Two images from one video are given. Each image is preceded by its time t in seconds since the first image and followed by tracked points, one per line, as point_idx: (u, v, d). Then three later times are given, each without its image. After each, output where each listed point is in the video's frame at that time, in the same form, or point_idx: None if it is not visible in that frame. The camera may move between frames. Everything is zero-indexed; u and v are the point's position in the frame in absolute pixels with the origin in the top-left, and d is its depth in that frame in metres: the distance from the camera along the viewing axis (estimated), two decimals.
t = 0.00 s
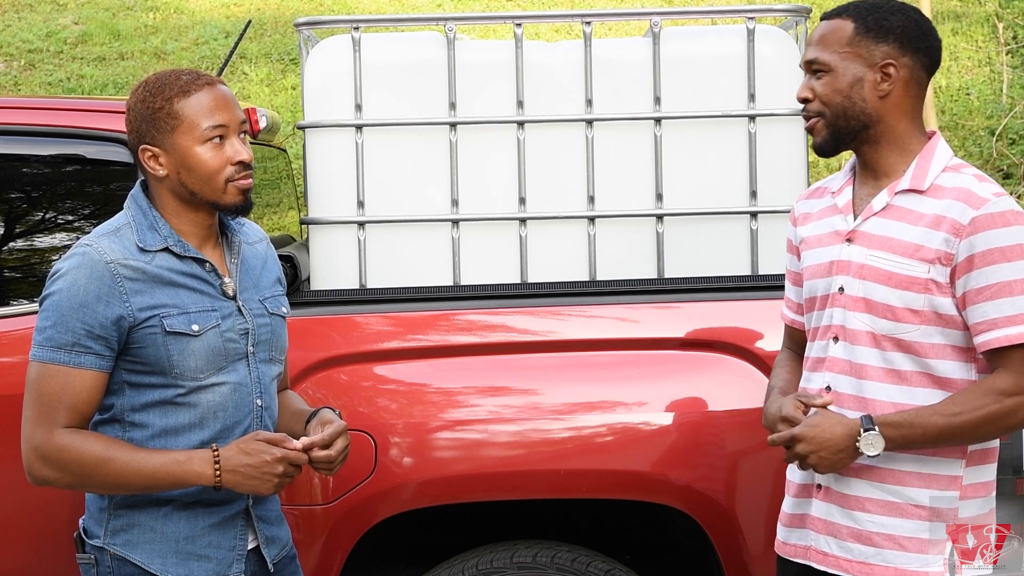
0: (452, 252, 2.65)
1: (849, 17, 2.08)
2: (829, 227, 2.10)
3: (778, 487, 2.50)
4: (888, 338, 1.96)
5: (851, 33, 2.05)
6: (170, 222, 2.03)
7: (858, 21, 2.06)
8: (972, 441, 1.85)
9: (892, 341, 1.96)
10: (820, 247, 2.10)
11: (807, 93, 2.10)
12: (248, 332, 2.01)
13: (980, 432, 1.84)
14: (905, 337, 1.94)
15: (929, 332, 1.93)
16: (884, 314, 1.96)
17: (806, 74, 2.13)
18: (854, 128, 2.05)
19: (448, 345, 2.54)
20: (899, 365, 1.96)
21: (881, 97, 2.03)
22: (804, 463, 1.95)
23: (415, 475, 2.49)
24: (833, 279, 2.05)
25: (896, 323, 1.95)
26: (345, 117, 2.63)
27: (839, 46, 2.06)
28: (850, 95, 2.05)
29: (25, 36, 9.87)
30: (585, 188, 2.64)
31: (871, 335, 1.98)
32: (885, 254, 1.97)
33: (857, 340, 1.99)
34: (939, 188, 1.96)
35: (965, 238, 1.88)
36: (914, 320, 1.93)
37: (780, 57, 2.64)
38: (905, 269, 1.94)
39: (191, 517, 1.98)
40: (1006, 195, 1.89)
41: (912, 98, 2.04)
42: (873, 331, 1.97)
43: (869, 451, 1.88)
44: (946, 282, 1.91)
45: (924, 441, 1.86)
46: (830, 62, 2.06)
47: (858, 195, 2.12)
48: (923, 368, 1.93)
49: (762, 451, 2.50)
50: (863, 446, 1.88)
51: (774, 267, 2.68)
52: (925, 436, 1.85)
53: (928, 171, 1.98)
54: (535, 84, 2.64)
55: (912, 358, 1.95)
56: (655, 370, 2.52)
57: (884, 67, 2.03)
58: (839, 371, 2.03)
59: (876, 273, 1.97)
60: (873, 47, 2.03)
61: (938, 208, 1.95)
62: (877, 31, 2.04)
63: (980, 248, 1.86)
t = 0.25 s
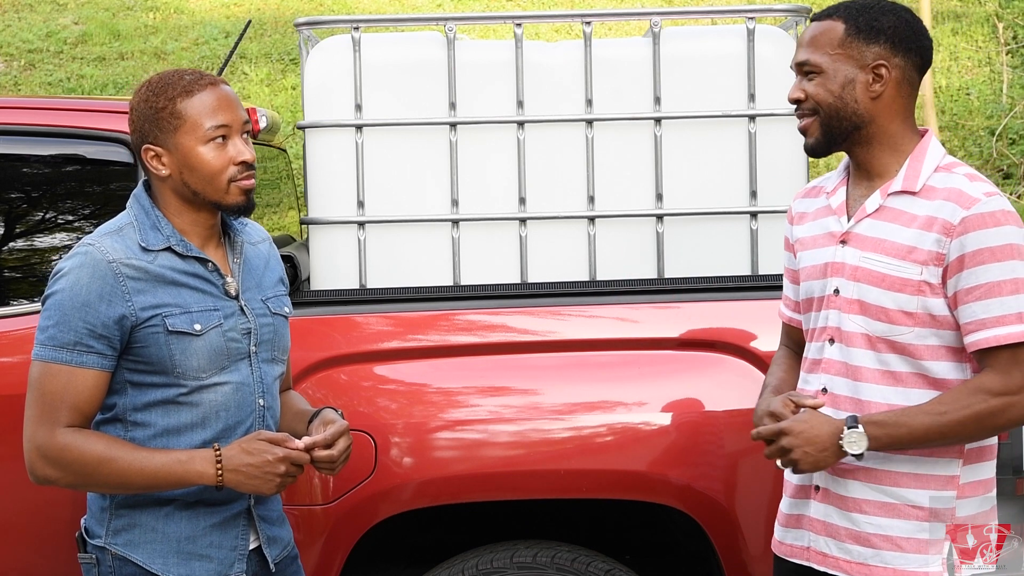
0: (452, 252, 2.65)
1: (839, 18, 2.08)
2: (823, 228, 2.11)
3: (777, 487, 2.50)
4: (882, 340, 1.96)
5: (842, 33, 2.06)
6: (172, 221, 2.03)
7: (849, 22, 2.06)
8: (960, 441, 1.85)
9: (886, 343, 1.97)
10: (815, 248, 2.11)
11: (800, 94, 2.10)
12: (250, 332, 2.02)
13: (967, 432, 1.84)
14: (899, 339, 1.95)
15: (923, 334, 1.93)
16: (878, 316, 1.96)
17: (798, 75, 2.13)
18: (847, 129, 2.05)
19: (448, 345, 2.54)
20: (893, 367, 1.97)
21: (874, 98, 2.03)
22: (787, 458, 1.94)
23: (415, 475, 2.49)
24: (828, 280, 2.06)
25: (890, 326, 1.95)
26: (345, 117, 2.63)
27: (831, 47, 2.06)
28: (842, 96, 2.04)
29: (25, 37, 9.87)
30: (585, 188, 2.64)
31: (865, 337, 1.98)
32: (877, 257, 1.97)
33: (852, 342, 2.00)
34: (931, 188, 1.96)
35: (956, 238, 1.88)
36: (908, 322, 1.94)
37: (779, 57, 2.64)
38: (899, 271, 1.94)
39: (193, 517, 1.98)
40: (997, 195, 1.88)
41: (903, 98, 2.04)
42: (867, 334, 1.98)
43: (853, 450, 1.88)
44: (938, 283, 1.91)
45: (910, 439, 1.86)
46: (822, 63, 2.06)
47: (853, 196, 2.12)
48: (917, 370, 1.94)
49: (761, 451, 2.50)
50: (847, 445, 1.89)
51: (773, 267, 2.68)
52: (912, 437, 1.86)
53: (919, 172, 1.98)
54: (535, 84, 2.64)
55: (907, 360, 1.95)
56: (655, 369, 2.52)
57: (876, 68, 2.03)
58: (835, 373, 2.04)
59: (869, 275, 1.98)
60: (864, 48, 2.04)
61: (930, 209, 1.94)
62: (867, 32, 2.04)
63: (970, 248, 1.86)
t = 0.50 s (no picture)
0: (452, 252, 2.65)
1: (839, 19, 2.08)
2: (820, 229, 2.10)
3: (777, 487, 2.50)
4: (878, 341, 1.96)
5: (843, 35, 2.05)
6: (172, 215, 2.02)
7: (850, 23, 2.06)
8: (955, 442, 1.85)
9: (882, 344, 1.96)
10: (812, 249, 2.10)
11: (800, 95, 2.09)
12: (252, 333, 2.01)
13: (960, 432, 1.84)
14: (895, 340, 1.94)
15: (919, 335, 1.93)
16: (874, 317, 1.96)
17: (798, 76, 2.12)
18: (848, 129, 2.04)
19: (448, 345, 2.53)
20: (889, 368, 1.96)
21: (874, 99, 2.03)
22: (781, 456, 1.93)
23: (415, 476, 2.49)
24: (824, 281, 2.05)
25: (887, 327, 1.94)
26: (345, 117, 2.63)
27: (832, 48, 2.06)
28: (844, 96, 2.04)
29: (25, 37, 9.87)
30: (585, 188, 2.64)
31: (860, 338, 1.98)
32: (876, 258, 1.97)
33: (847, 342, 1.99)
34: (930, 189, 1.96)
35: (954, 240, 1.88)
36: (904, 323, 1.93)
37: (779, 57, 2.64)
38: (896, 272, 1.94)
39: (195, 516, 1.97)
40: (995, 198, 1.89)
41: (902, 100, 2.04)
42: (863, 334, 1.97)
43: (849, 451, 1.89)
44: (935, 284, 1.91)
45: (902, 438, 1.87)
46: (822, 64, 2.06)
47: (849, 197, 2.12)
48: (913, 371, 1.93)
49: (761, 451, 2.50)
50: (843, 446, 1.89)
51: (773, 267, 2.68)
52: (907, 437, 1.86)
53: (918, 173, 1.98)
54: (535, 84, 2.64)
55: (902, 360, 1.95)
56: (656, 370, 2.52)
57: (877, 69, 2.03)
58: (829, 373, 2.03)
59: (867, 275, 1.97)
60: (864, 49, 2.04)
61: (928, 210, 1.94)
62: (868, 33, 2.04)
63: (969, 250, 1.86)
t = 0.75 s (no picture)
0: (452, 253, 2.65)
1: (838, 18, 2.08)
2: (816, 232, 2.09)
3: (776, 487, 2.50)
4: (875, 346, 1.96)
5: (842, 32, 2.06)
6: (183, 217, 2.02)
7: (848, 22, 2.06)
8: (951, 444, 1.86)
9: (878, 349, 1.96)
10: (807, 252, 2.09)
11: (800, 94, 2.08)
12: (260, 333, 2.01)
13: (957, 435, 1.84)
14: (891, 344, 1.94)
15: (915, 339, 1.92)
16: (872, 321, 1.95)
17: (797, 76, 2.12)
18: (849, 127, 2.04)
19: (447, 346, 2.53)
20: (885, 371, 1.96)
21: (874, 96, 2.03)
22: (779, 457, 1.93)
23: (415, 476, 2.49)
24: (820, 284, 2.04)
25: (884, 331, 1.94)
26: (345, 117, 2.63)
27: (832, 47, 2.06)
28: (845, 94, 2.04)
29: (23, 38, 9.86)
30: (585, 188, 2.64)
31: (858, 342, 1.97)
32: (874, 262, 1.97)
33: (844, 346, 1.99)
34: (927, 195, 1.96)
35: (954, 244, 1.88)
36: (901, 328, 1.93)
37: (779, 57, 2.64)
38: (895, 276, 1.93)
39: (202, 516, 1.97)
40: (994, 203, 1.89)
41: (902, 99, 2.04)
42: (860, 338, 1.97)
43: (846, 451, 1.89)
44: (933, 289, 1.91)
45: (898, 441, 1.87)
46: (822, 62, 2.06)
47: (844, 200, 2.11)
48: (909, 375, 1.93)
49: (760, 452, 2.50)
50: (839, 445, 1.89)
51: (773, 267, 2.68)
52: (904, 439, 1.86)
53: (916, 177, 1.98)
54: (533, 85, 2.64)
55: (899, 364, 1.95)
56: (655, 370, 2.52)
57: (877, 67, 2.03)
58: (826, 376, 2.03)
59: (865, 279, 1.97)
60: (864, 47, 2.04)
61: (926, 215, 1.94)
62: (868, 31, 2.04)
63: (968, 254, 1.85)
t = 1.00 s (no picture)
0: (448, 255, 2.65)
1: (834, 19, 2.06)
2: (811, 234, 2.07)
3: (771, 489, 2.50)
4: (873, 347, 1.94)
5: (841, 33, 2.04)
6: (202, 221, 2.02)
7: (845, 22, 2.04)
8: (948, 441, 1.84)
9: (875, 350, 1.95)
10: (802, 254, 2.08)
11: (801, 96, 2.05)
12: (278, 334, 2.00)
13: (957, 432, 1.83)
14: (889, 346, 1.93)
15: (913, 341, 1.91)
16: (869, 322, 1.94)
17: (793, 78, 2.09)
18: (851, 128, 2.02)
19: (444, 347, 2.53)
20: (882, 373, 1.95)
21: (876, 96, 2.02)
22: (777, 447, 1.89)
23: (411, 478, 2.49)
24: (816, 286, 2.03)
25: (881, 332, 1.93)
26: (341, 120, 2.64)
27: (830, 47, 2.04)
28: (846, 95, 2.02)
29: (20, 40, 9.86)
30: (581, 190, 2.64)
31: (855, 343, 1.96)
32: (871, 263, 1.95)
33: (841, 348, 1.97)
34: (924, 195, 1.95)
35: (951, 244, 1.87)
36: (899, 329, 1.92)
37: (776, 59, 2.64)
38: (892, 278, 1.92)
39: (219, 516, 1.97)
40: (990, 202, 1.88)
41: (900, 97, 2.03)
42: (857, 340, 1.96)
43: (849, 446, 1.86)
44: (930, 289, 1.90)
45: (899, 436, 1.85)
46: (822, 63, 2.03)
47: (839, 201, 2.09)
48: (908, 377, 1.92)
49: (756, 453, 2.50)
50: (843, 440, 1.86)
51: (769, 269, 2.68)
52: (905, 434, 1.84)
53: (912, 178, 1.97)
54: (529, 88, 2.64)
55: (896, 366, 1.94)
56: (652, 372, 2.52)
57: (875, 66, 2.02)
58: (822, 378, 2.01)
59: (862, 281, 1.95)
60: (862, 46, 2.03)
61: (923, 215, 1.93)
62: (866, 31, 2.03)
63: (965, 254, 1.85)
